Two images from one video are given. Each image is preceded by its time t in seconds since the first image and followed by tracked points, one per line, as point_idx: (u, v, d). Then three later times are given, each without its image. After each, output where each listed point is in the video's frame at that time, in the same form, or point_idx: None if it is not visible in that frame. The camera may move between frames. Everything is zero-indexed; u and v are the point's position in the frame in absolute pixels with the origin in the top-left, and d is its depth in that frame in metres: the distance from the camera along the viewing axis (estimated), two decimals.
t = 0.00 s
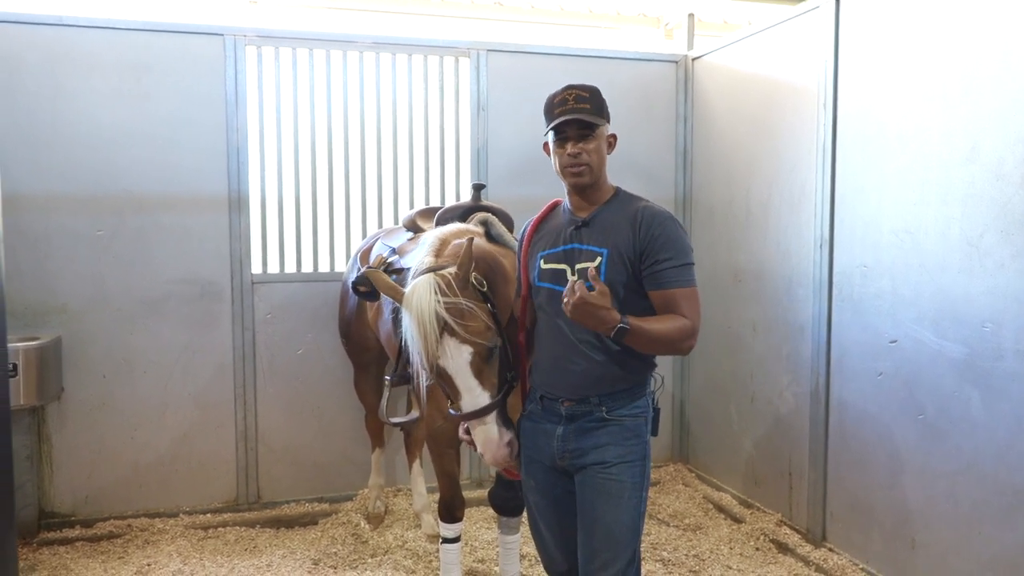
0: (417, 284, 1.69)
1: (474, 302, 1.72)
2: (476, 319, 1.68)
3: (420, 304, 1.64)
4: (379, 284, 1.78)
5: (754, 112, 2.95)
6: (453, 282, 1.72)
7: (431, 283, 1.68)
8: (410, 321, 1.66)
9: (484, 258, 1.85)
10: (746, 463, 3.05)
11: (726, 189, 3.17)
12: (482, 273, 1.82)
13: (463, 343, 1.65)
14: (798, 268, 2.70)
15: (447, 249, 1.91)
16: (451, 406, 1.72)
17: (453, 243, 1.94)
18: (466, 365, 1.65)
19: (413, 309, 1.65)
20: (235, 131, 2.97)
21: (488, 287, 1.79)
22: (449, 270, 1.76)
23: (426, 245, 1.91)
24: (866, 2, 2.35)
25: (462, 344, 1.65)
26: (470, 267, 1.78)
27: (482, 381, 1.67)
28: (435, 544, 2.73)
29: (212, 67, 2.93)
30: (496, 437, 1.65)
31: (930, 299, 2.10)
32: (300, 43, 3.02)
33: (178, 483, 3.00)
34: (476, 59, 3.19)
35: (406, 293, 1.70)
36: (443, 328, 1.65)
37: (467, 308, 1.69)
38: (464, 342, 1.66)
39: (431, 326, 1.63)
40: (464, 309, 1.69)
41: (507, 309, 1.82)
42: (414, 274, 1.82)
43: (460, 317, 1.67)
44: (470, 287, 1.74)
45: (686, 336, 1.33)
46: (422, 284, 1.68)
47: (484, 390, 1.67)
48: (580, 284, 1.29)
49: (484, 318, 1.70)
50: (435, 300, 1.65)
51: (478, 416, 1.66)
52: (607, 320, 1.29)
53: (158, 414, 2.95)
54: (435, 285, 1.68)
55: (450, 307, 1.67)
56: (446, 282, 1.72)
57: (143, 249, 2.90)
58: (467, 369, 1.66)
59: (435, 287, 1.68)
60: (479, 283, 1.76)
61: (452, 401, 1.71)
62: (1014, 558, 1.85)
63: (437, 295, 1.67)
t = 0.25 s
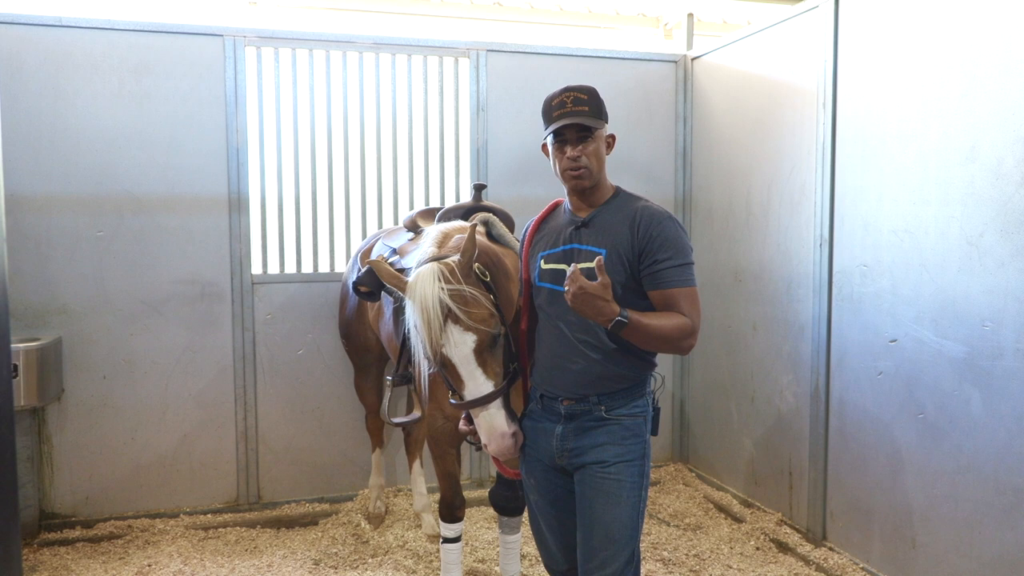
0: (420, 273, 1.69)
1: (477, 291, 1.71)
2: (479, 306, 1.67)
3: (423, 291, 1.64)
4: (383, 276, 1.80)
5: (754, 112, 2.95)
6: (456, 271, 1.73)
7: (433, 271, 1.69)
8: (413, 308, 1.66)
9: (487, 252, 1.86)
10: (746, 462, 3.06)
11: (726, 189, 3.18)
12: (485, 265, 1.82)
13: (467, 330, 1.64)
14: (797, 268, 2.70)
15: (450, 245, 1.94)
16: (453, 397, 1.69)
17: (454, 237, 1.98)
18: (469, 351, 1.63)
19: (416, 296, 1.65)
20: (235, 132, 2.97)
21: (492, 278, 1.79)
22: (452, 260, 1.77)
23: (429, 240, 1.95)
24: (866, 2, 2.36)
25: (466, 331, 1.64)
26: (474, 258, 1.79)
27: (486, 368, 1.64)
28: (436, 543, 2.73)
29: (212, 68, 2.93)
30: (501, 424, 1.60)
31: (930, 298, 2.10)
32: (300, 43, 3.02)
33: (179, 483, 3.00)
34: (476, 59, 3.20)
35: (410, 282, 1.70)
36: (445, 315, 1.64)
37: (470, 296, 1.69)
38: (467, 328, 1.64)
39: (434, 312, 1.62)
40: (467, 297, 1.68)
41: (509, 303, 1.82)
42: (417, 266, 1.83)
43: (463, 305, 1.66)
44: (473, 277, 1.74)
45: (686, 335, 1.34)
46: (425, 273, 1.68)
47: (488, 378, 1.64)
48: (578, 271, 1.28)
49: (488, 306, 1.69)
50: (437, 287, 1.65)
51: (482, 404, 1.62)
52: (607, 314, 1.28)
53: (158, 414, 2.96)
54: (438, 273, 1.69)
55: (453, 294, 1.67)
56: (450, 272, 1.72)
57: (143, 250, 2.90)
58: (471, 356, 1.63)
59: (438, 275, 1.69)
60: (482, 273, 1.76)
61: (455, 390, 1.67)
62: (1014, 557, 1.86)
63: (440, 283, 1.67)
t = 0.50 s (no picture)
0: (429, 270, 1.69)
1: (483, 291, 1.72)
2: (484, 307, 1.67)
3: (432, 289, 1.64)
4: (390, 270, 1.79)
5: (754, 112, 2.95)
6: (463, 270, 1.73)
7: (441, 270, 1.69)
8: (420, 305, 1.65)
9: (492, 252, 1.87)
10: (746, 462, 3.06)
11: (726, 188, 3.17)
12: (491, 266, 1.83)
13: (472, 330, 1.64)
14: (797, 267, 2.70)
15: (456, 242, 1.93)
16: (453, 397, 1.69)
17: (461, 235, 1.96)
18: (472, 351, 1.63)
19: (425, 293, 1.64)
20: (234, 132, 2.97)
21: (496, 279, 1.80)
22: (460, 258, 1.77)
23: (435, 236, 1.93)
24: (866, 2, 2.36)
25: (471, 331, 1.64)
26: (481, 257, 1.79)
27: (488, 369, 1.64)
28: (436, 543, 2.73)
29: (212, 67, 2.93)
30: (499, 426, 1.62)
31: (930, 298, 2.10)
32: (300, 43, 3.02)
33: (178, 483, 3.00)
34: (476, 58, 3.20)
35: (418, 279, 1.69)
36: (451, 313, 1.64)
37: (476, 297, 1.69)
38: (472, 328, 1.64)
39: (441, 310, 1.62)
40: (474, 297, 1.68)
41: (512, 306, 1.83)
42: (424, 263, 1.83)
43: (470, 304, 1.66)
44: (479, 277, 1.75)
45: (683, 335, 1.33)
46: (433, 271, 1.68)
47: (490, 379, 1.64)
48: (564, 282, 1.29)
49: (492, 307, 1.70)
50: (445, 285, 1.65)
51: (482, 405, 1.63)
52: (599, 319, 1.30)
53: (158, 414, 2.95)
54: (446, 272, 1.69)
55: (460, 293, 1.66)
56: (457, 271, 1.72)
57: (143, 250, 2.90)
58: (474, 357, 1.63)
59: (446, 273, 1.68)
60: (487, 273, 1.77)
61: (455, 390, 1.67)
62: (1013, 556, 1.86)
63: (447, 281, 1.67)
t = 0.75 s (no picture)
0: (431, 268, 1.70)
1: (486, 289, 1.72)
2: (486, 305, 1.68)
3: (434, 286, 1.65)
4: (392, 266, 1.78)
5: (753, 110, 2.95)
6: (465, 268, 1.74)
7: (444, 267, 1.70)
8: (422, 302, 1.66)
9: (494, 250, 1.87)
10: (746, 460, 3.06)
11: (726, 187, 3.17)
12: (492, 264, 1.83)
13: (473, 327, 1.65)
14: (797, 266, 2.70)
15: (458, 239, 1.94)
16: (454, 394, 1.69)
17: (462, 233, 1.96)
18: (474, 349, 1.64)
19: (427, 290, 1.65)
20: (234, 131, 2.96)
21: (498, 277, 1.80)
22: (463, 256, 1.78)
23: (436, 234, 1.93)
24: None
25: (472, 329, 1.65)
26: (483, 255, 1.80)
27: (489, 367, 1.65)
28: (436, 542, 2.73)
29: (211, 67, 2.93)
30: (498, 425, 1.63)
31: (930, 296, 2.10)
32: (299, 42, 3.01)
33: (178, 483, 3.00)
34: (475, 58, 3.19)
35: (421, 276, 1.71)
36: (453, 311, 1.65)
37: (478, 294, 1.69)
38: (473, 326, 1.65)
39: (443, 308, 1.63)
40: (476, 294, 1.69)
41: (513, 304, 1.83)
42: (426, 260, 1.83)
43: (472, 302, 1.67)
44: (481, 275, 1.75)
45: (682, 333, 1.33)
46: (436, 268, 1.69)
47: (490, 377, 1.64)
48: (565, 278, 1.29)
49: (494, 305, 1.70)
50: (447, 283, 1.66)
51: (482, 403, 1.63)
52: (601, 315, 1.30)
53: (158, 414, 2.95)
54: (448, 270, 1.70)
55: (462, 291, 1.67)
56: (460, 268, 1.73)
57: (143, 250, 2.90)
58: (475, 354, 1.64)
59: (448, 271, 1.70)
60: (489, 271, 1.77)
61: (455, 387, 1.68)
62: (1014, 553, 1.86)
63: (450, 278, 1.68)
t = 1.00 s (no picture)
0: (430, 266, 1.71)
1: (486, 287, 1.73)
2: (486, 303, 1.68)
3: (433, 285, 1.66)
4: (392, 265, 1.79)
5: (753, 110, 2.95)
6: (466, 266, 1.74)
7: (444, 266, 1.71)
8: (422, 301, 1.67)
9: (494, 249, 1.87)
10: (747, 460, 3.06)
11: (725, 187, 3.17)
12: (494, 262, 1.83)
13: (473, 326, 1.65)
14: (797, 266, 2.71)
15: (458, 238, 1.94)
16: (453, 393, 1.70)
17: (463, 232, 1.97)
18: (473, 348, 1.65)
19: (426, 289, 1.67)
20: (233, 132, 2.96)
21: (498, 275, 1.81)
22: (462, 254, 1.79)
23: (436, 233, 1.94)
24: None
25: (472, 328, 1.65)
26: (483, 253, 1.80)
27: (488, 366, 1.66)
28: (437, 543, 2.73)
29: (211, 68, 2.93)
30: (498, 425, 1.64)
31: (930, 295, 2.10)
32: (298, 43, 3.01)
33: (179, 485, 3.00)
34: (475, 58, 3.19)
35: (420, 275, 1.72)
36: (453, 310, 1.66)
37: (478, 292, 1.70)
38: (473, 324, 1.65)
39: (442, 306, 1.64)
40: (476, 292, 1.69)
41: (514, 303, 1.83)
42: (426, 259, 1.83)
43: (472, 300, 1.68)
44: (481, 273, 1.76)
45: (684, 331, 1.33)
46: (435, 266, 1.70)
47: (490, 375, 1.65)
48: (565, 275, 1.29)
49: (494, 304, 1.70)
50: (446, 281, 1.67)
51: (482, 402, 1.64)
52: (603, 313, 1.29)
53: (158, 415, 2.95)
54: (448, 268, 1.71)
55: (462, 289, 1.68)
56: (459, 266, 1.74)
57: (143, 251, 2.90)
58: (475, 353, 1.65)
59: (448, 269, 1.71)
60: (490, 270, 1.77)
61: (455, 386, 1.69)
62: (1015, 552, 1.86)
63: (449, 277, 1.69)
